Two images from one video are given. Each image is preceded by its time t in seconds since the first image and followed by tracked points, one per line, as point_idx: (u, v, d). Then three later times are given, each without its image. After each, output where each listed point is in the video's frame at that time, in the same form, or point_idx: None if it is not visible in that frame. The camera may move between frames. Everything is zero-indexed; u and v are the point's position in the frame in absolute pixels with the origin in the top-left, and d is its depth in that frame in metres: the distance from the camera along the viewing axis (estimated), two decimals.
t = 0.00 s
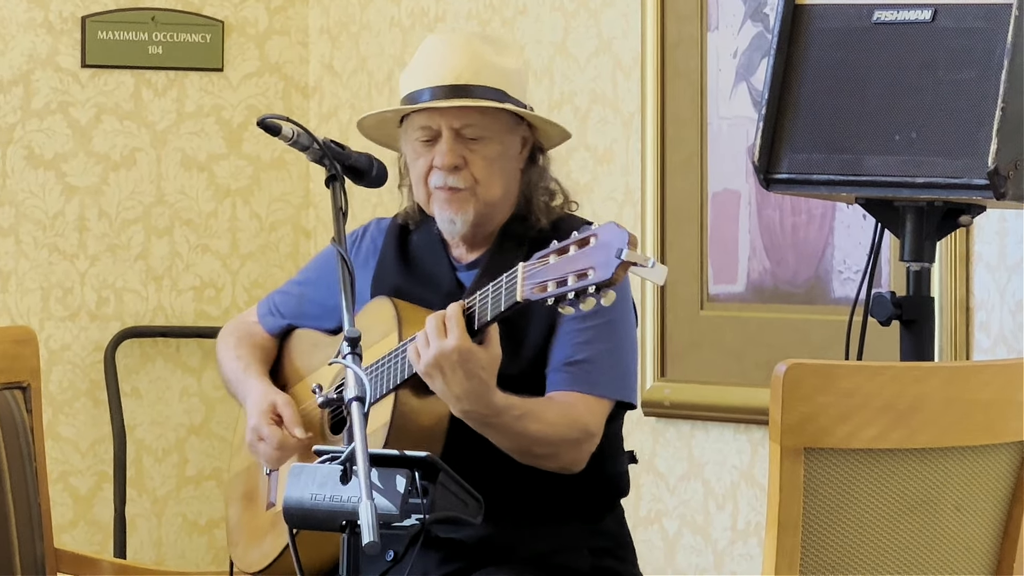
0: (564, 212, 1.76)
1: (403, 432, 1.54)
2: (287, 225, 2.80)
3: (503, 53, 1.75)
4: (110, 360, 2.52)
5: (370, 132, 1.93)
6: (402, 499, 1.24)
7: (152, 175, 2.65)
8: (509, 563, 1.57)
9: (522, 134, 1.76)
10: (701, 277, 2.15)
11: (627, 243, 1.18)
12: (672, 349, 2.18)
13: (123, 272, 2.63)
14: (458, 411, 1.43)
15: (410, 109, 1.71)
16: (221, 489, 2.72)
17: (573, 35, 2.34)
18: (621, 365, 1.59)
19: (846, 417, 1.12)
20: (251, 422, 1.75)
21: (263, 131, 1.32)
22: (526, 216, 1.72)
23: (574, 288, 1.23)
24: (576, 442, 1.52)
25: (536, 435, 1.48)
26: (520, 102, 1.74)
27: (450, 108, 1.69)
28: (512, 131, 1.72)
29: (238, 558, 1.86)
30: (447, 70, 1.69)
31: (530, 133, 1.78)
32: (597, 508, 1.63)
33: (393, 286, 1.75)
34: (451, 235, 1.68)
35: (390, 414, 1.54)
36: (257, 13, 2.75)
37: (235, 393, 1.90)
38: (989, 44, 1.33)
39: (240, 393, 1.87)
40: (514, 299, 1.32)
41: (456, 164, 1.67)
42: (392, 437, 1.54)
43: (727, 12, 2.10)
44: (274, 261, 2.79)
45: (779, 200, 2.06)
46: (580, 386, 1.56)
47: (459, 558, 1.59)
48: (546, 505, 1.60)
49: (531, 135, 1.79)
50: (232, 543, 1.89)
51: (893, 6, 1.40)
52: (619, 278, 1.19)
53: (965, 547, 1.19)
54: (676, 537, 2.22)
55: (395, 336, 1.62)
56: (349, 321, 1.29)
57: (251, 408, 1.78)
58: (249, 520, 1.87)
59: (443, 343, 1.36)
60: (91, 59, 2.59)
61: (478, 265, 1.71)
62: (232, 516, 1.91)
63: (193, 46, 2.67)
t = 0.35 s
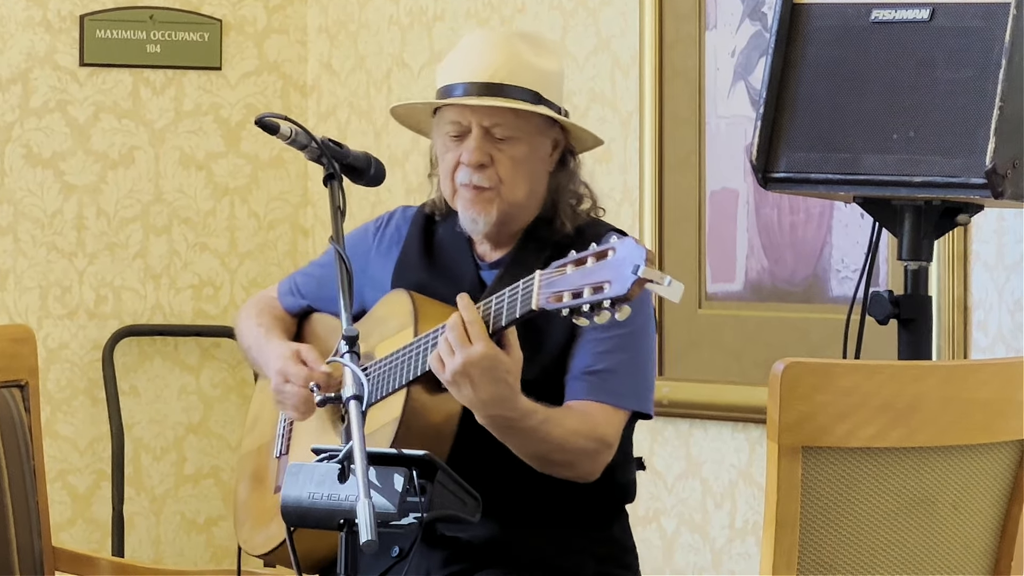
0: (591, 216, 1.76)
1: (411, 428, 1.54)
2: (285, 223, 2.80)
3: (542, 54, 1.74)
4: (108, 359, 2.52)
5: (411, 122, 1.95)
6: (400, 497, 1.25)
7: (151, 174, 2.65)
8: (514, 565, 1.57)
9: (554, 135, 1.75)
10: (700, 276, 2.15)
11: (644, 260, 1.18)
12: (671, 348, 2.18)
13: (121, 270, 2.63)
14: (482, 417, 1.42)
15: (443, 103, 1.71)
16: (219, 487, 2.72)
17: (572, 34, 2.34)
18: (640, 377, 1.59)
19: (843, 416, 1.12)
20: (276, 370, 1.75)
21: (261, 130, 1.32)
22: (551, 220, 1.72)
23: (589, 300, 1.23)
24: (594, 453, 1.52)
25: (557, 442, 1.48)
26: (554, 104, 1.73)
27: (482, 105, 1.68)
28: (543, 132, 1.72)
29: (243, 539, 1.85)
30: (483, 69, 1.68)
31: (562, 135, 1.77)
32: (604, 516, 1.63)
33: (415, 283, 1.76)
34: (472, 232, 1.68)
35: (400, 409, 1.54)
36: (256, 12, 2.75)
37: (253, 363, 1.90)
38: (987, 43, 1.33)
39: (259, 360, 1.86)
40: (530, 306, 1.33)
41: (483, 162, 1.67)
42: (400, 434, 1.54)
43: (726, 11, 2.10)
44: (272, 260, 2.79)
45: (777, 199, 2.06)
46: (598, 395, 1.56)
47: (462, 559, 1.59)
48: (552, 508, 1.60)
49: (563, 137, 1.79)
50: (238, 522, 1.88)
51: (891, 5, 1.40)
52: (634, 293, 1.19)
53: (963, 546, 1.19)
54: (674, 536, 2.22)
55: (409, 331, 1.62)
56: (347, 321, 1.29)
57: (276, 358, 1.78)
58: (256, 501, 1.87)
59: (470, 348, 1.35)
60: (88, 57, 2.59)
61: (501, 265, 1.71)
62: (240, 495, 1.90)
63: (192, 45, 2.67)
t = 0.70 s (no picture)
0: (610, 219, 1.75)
1: (424, 430, 1.55)
2: (285, 221, 2.80)
3: (571, 58, 1.73)
4: (108, 356, 2.52)
5: (437, 111, 1.95)
6: (399, 496, 1.25)
7: (151, 172, 2.65)
8: (519, 565, 1.58)
9: (572, 140, 1.75)
10: (700, 274, 2.15)
11: (667, 284, 1.18)
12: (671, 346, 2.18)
13: (121, 268, 2.63)
14: (484, 422, 1.42)
15: (464, 101, 1.72)
16: (219, 485, 2.72)
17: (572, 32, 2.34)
18: (650, 385, 1.58)
19: (843, 413, 1.12)
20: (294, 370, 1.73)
21: (261, 127, 1.32)
22: (570, 223, 1.71)
23: (610, 322, 1.24)
24: (597, 459, 1.51)
25: (560, 450, 1.48)
26: (575, 111, 1.73)
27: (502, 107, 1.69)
28: (561, 138, 1.72)
29: (249, 525, 1.88)
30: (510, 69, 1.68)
31: (583, 141, 1.77)
32: (609, 519, 1.63)
33: (430, 276, 1.77)
34: (483, 234, 1.70)
35: (413, 409, 1.55)
36: (256, 10, 2.74)
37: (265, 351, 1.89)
38: (987, 41, 1.33)
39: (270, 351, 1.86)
40: (549, 322, 1.32)
41: (498, 165, 1.68)
42: (413, 434, 1.55)
43: (726, 9, 2.10)
44: (272, 257, 2.79)
45: (777, 197, 2.06)
46: (606, 400, 1.55)
47: (465, 558, 1.60)
48: (555, 511, 1.60)
49: (584, 142, 1.78)
50: (243, 507, 1.90)
51: (891, 3, 1.40)
52: (656, 317, 1.19)
53: (963, 544, 1.19)
54: (674, 534, 2.22)
55: (426, 331, 1.61)
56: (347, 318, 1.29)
57: (287, 358, 1.77)
58: (262, 487, 1.89)
59: (475, 354, 1.35)
60: (89, 55, 2.59)
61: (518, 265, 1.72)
62: (244, 481, 1.91)
63: (192, 42, 2.67)
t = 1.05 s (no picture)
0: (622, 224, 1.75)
1: (432, 434, 1.54)
2: (285, 222, 2.80)
3: (587, 65, 1.73)
4: (108, 357, 2.52)
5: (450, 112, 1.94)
6: (399, 497, 1.25)
7: (151, 173, 2.65)
8: (521, 566, 1.57)
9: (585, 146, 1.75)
10: (700, 276, 2.16)
11: (684, 301, 1.18)
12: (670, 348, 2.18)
13: (121, 269, 2.63)
14: (491, 430, 1.43)
15: (478, 105, 1.72)
16: (218, 486, 2.72)
17: (571, 33, 2.35)
18: (658, 393, 1.58)
19: (842, 416, 1.12)
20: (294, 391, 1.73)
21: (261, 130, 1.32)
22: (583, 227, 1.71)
23: (625, 335, 1.24)
24: (603, 467, 1.52)
25: (565, 458, 1.49)
26: (591, 117, 1.73)
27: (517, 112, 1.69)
28: (574, 145, 1.72)
29: (251, 521, 1.86)
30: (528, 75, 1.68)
31: (596, 148, 1.78)
32: (613, 523, 1.63)
33: (441, 277, 1.78)
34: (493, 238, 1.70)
35: (422, 414, 1.54)
36: (256, 11, 2.74)
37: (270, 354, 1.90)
38: (986, 44, 1.33)
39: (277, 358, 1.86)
40: (564, 334, 1.32)
41: (511, 170, 1.68)
42: (421, 438, 1.54)
43: (726, 11, 2.10)
44: (272, 258, 2.79)
45: (777, 198, 2.06)
46: (614, 406, 1.55)
47: (468, 559, 1.59)
48: (558, 514, 1.60)
49: (597, 148, 1.78)
50: (247, 502, 1.89)
51: (891, 5, 1.40)
52: (672, 333, 1.20)
53: (963, 546, 1.19)
54: (674, 536, 2.22)
55: (436, 335, 1.60)
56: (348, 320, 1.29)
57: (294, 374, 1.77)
58: (265, 484, 1.87)
59: (483, 361, 1.36)
60: (88, 56, 2.58)
61: (528, 268, 1.71)
62: (249, 476, 1.89)
63: (192, 44, 2.67)
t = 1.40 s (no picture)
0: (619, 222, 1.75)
1: (431, 426, 1.54)
2: (287, 223, 2.80)
3: (589, 60, 1.74)
4: (109, 357, 2.52)
5: (449, 113, 1.95)
6: (401, 498, 1.24)
7: (152, 173, 2.65)
8: (520, 566, 1.58)
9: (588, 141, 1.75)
10: (701, 275, 2.16)
11: (681, 275, 1.19)
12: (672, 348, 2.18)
13: (123, 269, 2.63)
14: (486, 413, 1.42)
15: (485, 97, 1.71)
16: (219, 486, 2.72)
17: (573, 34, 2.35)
18: (655, 384, 1.58)
19: (843, 418, 1.12)
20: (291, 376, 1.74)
21: (264, 130, 1.32)
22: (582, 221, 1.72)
23: (623, 311, 1.24)
24: (600, 456, 1.52)
25: (560, 445, 1.48)
26: (593, 112, 1.73)
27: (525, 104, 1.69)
28: (579, 139, 1.72)
29: (248, 523, 1.85)
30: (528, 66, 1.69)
31: (597, 143, 1.78)
32: (609, 522, 1.63)
33: (438, 273, 1.77)
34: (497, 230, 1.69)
35: (418, 403, 1.54)
36: (258, 11, 2.74)
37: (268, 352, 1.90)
38: (988, 44, 1.33)
39: (274, 352, 1.85)
40: (562, 311, 1.32)
41: (519, 162, 1.67)
42: (417, 430, 1.54)
43: (728, 11, 2.10)
44: (274, 259, 2.79)
45: (779, 199, 2.06)
46: (611, 397, 1.55)
47: (469, 559, 1.59)
48: (557, 512, 1.60)
49: (598, 144, 1.78)
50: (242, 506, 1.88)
51: (893, 5, 1.40)
52: (671, 305, 1.19)
53: (964, 548, 1.19)
54: (675, 536, 2.22)
55: (433, 326, 1.60)
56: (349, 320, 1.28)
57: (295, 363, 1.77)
58: (262, 485, 1.87)
59: (480, 344, 1.35)
60: (90, 56, 2.59)
61: (525, 263, 1.71)
62: (245, 478, 1.90)
63: (194, 44, 2.67)
